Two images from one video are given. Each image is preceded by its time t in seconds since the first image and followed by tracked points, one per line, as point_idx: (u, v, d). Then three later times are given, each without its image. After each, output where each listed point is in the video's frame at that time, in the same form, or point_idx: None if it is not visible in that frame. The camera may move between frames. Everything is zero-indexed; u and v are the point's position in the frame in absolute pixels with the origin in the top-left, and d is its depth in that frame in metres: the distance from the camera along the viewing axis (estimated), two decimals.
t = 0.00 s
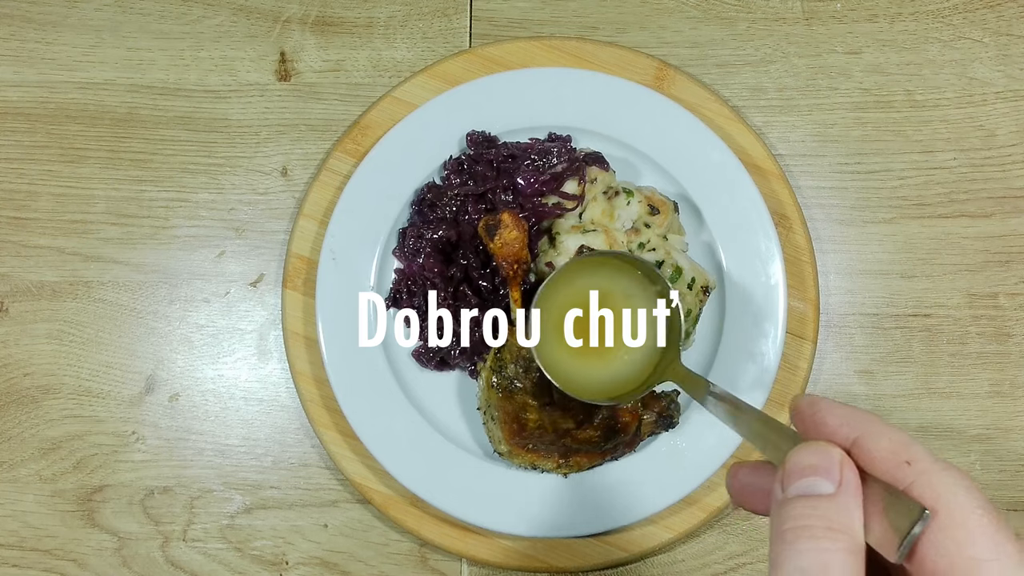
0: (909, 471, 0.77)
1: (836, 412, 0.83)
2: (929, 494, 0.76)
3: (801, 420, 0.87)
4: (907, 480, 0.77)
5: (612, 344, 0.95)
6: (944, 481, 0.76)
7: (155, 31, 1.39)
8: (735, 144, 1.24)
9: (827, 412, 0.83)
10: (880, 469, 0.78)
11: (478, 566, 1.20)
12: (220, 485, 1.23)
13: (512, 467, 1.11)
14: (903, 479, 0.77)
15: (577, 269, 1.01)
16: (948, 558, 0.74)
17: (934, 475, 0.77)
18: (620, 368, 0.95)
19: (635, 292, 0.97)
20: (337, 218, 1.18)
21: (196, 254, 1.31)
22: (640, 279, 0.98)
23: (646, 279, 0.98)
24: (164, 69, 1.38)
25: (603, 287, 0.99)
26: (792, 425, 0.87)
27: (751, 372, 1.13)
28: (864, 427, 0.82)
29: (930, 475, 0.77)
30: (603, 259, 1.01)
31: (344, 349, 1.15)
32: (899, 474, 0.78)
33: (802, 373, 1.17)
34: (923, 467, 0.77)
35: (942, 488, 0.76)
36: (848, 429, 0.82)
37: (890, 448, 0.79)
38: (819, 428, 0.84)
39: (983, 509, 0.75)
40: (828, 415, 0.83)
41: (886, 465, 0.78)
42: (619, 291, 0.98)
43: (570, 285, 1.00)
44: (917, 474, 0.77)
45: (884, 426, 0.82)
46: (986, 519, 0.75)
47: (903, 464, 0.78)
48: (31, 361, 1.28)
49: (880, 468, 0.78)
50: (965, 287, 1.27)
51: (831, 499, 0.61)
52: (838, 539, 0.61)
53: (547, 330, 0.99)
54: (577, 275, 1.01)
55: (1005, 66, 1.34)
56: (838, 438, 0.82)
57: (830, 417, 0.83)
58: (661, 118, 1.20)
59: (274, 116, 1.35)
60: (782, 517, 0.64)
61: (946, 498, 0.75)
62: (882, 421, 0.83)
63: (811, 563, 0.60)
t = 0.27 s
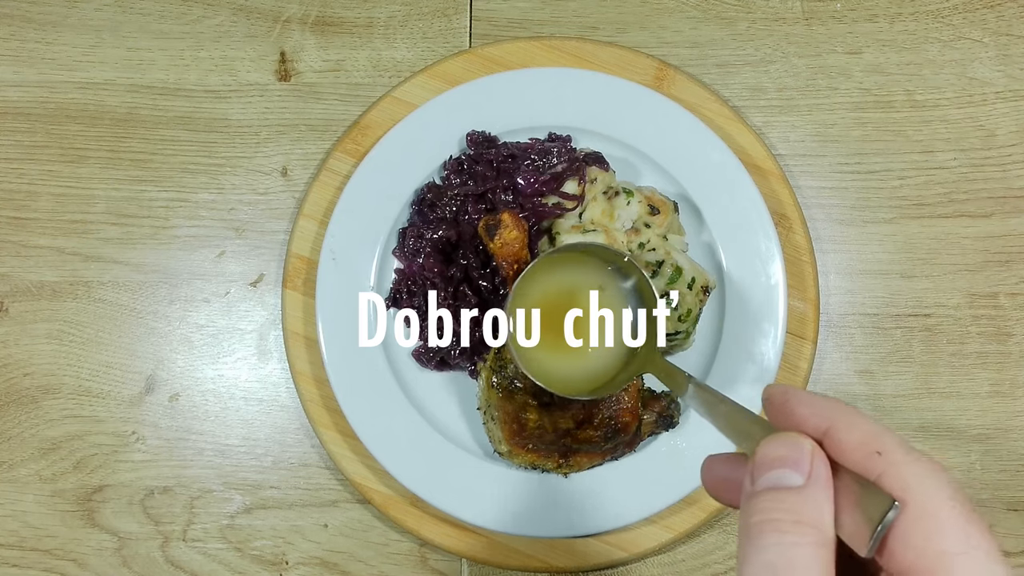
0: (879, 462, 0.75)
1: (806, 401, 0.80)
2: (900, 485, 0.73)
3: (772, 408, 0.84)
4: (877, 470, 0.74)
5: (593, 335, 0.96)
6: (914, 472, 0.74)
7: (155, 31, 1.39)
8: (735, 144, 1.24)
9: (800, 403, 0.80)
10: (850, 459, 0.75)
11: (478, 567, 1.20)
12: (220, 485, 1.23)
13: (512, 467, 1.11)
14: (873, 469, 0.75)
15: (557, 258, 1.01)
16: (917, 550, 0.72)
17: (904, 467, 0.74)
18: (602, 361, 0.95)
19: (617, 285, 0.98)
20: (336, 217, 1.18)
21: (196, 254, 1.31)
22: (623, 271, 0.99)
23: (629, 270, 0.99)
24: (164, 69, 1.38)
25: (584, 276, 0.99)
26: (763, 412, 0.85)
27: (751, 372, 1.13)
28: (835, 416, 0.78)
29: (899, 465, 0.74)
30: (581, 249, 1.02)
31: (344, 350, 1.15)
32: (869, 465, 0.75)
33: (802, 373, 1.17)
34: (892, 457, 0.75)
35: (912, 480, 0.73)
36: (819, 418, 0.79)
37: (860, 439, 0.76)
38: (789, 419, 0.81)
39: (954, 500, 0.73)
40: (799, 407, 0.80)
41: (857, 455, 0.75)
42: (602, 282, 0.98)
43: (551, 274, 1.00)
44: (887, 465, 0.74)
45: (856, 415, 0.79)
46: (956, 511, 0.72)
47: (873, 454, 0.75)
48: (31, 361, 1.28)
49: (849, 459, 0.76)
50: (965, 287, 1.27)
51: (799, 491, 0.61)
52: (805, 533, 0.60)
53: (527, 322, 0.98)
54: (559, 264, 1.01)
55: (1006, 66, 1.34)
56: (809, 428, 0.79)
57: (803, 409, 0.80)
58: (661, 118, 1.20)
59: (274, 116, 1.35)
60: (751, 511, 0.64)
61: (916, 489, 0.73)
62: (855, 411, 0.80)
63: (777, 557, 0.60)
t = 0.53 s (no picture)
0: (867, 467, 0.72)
1: (794, 405, 0.78)
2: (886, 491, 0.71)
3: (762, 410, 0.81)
4: (865, 475, 0.72)
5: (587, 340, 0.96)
6: (901, 477, 0.71)
7: (155, 31, 1.39)
8: (735, 144, 1.24)
9: (788, 407, 0.78)
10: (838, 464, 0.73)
11: (477, 567, 1.20)
12: (220, 485, 1.23)
13: (513, 467, 1.11)
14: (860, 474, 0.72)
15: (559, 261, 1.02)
16: (902, 556, 0.70)
17: (890, 471, 0.72)
18: (600, 363, 0.96)
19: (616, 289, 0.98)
20: (336, 217, 1.18)
21: (196, 254, 1.31)
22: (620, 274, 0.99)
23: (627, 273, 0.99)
24: (164, 69, 1.38)
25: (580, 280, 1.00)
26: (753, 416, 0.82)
27: (751, 372, 1.13)
28: (823, 419, 0.76)
29: (887, 470, 0.72)
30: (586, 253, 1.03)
31: (344, 350, 1.15)
32: (856, 470, 0.72)
33: (802, 373, 1.17)
34: (880, 462, 0.72)
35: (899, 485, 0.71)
36: (808, 422, 0.76)
37: (848, 444, 0.73)
38: (777, 423, 0.78)
39: (941, 504, 0.71)
40: (787, 411, 0.78)
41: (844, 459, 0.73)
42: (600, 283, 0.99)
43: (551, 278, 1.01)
44: (873, 469, 0.72)
45: (845, 418, 0.76)
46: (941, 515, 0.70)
47: (861, 459, 0.72)
48: (31, 361, 1.28)
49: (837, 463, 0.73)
50: (965, 287, 1.27)
51: (787, 496, 0.62)
52: (792, 538, 0.61)
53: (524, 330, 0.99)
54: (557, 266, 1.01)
55: (1006, 66, 1.34)
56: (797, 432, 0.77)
57: (791, 414, 0.77)
58: (661, 118, 1.20)
59: (274, 116, 1.35)
60: (739, 516, 0.64)
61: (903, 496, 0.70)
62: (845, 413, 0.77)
63: (763, 561, 0.60)
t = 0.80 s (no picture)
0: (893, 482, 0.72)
1: (819, 418, 0.79)
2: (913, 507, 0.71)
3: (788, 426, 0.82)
4: (890, 490, 0.72)
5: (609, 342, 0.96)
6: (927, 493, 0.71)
7: (155, 31, 1.39)
8: (735, 144, 1.25)
9: (813, 418, 0.79)
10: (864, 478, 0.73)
11: (477, 567, 1.20)
12: (220, 485, 1.23)
13: (512, 467, 1.11)
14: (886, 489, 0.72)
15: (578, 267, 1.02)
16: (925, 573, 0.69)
17: (915, 486, 0.72)
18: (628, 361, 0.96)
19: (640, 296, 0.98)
20: (336, 217, 1.18)
21: (196, 254, 1.31)
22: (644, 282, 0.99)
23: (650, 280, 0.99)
24: (164, 69, 1.38)
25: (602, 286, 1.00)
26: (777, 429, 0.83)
27: (751, 372, 1.13)
28: (848, 432, 0.77)
29: (912, 485, 0.72)
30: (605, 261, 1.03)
31: (344, 350, 1.15)
32: (879, 484, 0.73)
33: (802, 373, 1.17)
34: (906, 477, 0.72)
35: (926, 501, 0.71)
36: (833, 434, 0.77)
37: (873, 457, 0.74)
38: (802, 434, 0.79)
39: (966, 521, 0.71)
40: (812, 422, 0.79)
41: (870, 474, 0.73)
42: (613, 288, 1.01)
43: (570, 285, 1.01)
44: (898, 484, 0.72)
45: (870, 431, 0.77)
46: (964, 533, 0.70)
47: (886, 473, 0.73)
48: (31, 361, 1.28)
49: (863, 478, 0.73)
50: (965, 287, 1.27)
51: (812, 510, 0.61)
52: (815, 553, 0.61)
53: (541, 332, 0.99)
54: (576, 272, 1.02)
55: (1006, 66, 1.34)
56: (822, 443, 0.78)
57: (816, 425, 0.78)
58: (661, 118, 1.20)
59: (274, 116, 1.35)
60: (763, 529, 0.64)
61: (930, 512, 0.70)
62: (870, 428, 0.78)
63: None
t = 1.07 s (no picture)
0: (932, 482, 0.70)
1: (863, 411, 0.76)
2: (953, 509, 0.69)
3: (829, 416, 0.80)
4: (932, 490, 0.70)
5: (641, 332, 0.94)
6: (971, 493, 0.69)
7: (155, 31, 1.39)
8: (735, 144, 1.25)
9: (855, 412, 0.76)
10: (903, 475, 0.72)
11: (477, 566, 1.20)
12: (220, 485, 1.23)
13: (512, 467, 1.11)
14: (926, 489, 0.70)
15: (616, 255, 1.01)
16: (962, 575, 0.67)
17: (958, 487, 0.70)
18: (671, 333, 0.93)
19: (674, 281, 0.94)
20: (336, 217, 1.18)
21: (196, 254, 1.31)
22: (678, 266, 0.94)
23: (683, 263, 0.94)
24: (164, 69, 1.38)
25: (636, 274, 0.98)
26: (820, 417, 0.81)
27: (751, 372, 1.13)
28: (892, 428, 0.74)
29: (954, 485, 0.70)
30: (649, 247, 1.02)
31: (344, 349, 1.15)
32: (920, 482, 0.71)
33: (802, 373, 1.17)
34: (948, 477, 0.70)
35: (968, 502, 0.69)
36: (875, 428, 0.74)
37: (916, 455, 0.72)
38: (844, 427, 0.76)
39: (1015, 524, 0.68)
40: (854, 415, 0.76)
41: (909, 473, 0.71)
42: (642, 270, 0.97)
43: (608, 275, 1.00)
44: (941, 484, 0.70)
45: (914, 427, 0.74)
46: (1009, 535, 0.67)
47: (926, 471, 0.71)
48: (31, 361, 1.28)
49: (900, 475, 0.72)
50: (965, 287, 1.27)
51: (854, 507, 0.61)
52: (856, 550, 0.61)
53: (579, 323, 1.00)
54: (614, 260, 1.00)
55: (1006, 67, 1.34)
56: (864, 438, 0.75)
57: (858, 417, 0.76)
58: (661, 118, 1.20)
59: (274, 116, 1.35)
60: (802, 524, 0.64)
61: (971, 514, 0.68)
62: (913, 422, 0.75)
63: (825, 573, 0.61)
